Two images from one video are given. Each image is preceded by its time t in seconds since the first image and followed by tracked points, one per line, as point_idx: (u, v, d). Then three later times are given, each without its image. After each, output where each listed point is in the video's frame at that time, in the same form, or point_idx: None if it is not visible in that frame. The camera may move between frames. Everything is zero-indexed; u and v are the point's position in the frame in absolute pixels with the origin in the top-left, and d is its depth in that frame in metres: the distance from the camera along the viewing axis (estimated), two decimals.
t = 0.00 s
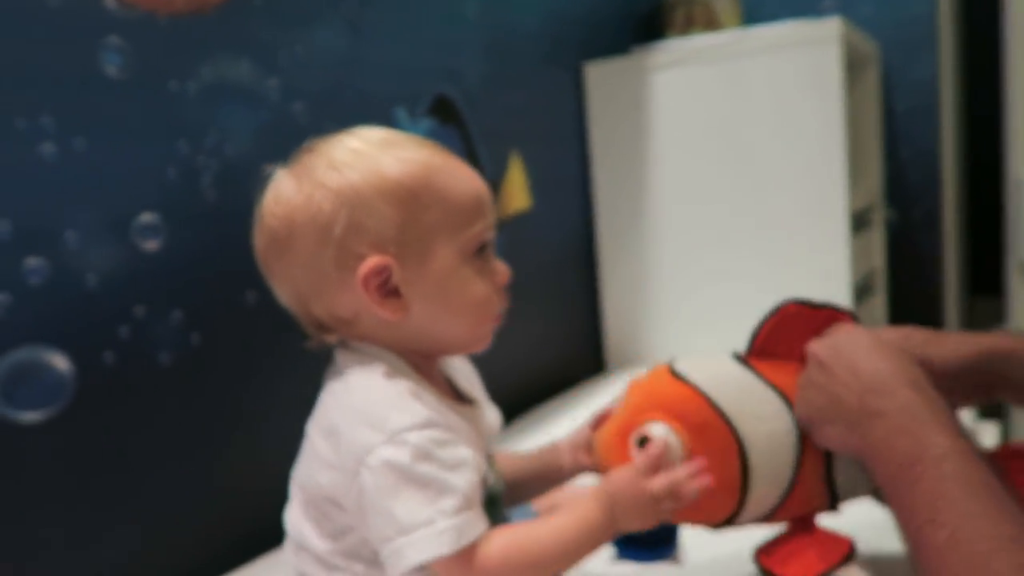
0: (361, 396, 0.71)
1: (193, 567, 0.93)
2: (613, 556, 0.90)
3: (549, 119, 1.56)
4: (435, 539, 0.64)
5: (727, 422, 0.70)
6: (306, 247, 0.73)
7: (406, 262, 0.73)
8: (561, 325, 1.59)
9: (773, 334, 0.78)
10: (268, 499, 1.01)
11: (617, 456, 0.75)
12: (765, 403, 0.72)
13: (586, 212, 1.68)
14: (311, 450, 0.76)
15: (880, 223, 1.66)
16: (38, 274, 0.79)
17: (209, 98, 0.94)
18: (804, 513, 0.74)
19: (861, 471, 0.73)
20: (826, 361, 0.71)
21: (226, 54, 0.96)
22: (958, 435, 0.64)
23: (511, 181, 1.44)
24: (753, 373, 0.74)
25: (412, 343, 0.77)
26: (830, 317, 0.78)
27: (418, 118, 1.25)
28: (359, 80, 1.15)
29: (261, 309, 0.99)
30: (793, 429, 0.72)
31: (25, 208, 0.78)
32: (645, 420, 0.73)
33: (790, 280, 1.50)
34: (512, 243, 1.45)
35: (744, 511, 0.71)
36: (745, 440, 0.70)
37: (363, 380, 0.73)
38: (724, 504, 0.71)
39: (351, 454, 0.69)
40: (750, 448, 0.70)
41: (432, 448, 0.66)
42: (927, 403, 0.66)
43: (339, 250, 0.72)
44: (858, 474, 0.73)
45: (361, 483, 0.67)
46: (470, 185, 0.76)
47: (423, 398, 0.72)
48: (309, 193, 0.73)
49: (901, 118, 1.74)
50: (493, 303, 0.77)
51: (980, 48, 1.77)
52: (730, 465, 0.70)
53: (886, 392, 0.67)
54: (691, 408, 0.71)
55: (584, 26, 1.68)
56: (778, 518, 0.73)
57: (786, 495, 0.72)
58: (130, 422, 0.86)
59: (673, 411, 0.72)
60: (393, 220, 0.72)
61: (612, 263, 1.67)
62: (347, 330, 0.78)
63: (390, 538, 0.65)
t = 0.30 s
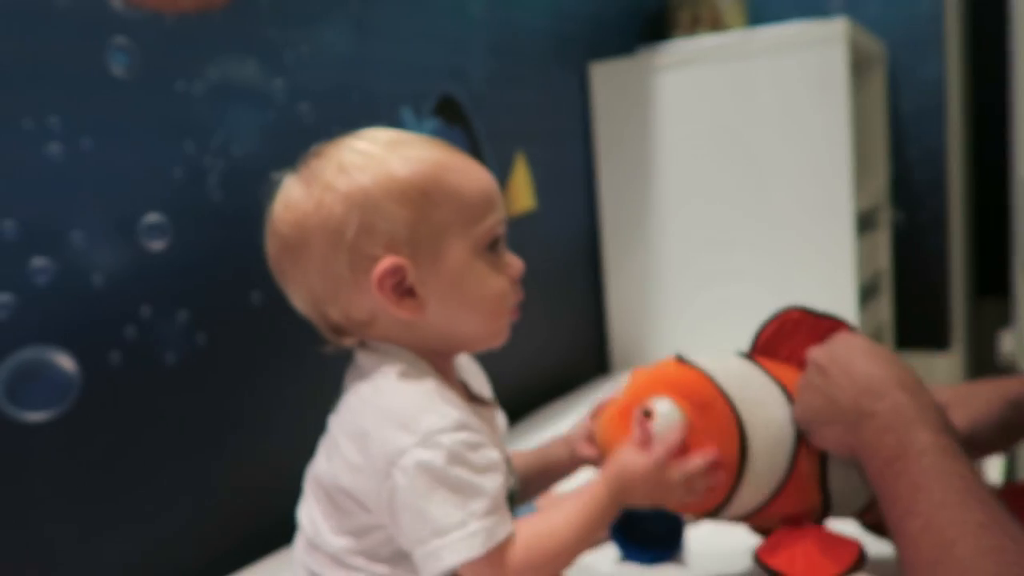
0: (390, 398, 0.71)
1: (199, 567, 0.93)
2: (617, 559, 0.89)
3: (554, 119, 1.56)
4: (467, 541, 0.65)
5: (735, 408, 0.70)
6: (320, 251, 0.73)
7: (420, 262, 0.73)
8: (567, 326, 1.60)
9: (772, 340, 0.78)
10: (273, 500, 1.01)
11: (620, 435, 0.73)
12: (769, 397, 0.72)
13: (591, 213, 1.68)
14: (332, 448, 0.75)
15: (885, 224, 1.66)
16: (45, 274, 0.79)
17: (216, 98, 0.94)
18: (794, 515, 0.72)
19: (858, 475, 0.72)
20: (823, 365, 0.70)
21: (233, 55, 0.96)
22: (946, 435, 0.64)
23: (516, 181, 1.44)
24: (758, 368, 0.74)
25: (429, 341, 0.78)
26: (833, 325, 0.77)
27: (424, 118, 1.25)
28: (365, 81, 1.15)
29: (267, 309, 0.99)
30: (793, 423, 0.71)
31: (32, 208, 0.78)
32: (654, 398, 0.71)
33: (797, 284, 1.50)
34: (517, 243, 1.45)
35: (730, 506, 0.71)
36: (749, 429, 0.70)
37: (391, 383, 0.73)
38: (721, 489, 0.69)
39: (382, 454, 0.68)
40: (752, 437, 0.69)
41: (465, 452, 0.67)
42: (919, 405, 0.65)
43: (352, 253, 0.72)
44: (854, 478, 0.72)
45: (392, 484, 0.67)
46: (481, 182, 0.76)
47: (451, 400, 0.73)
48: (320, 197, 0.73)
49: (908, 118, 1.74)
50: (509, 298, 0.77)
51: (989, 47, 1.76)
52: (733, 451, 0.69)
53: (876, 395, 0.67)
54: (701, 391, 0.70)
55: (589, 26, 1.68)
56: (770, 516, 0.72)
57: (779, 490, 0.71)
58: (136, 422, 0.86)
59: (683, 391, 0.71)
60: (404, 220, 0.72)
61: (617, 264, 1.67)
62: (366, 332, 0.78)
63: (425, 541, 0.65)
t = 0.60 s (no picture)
0: (406, 386, 0.72)
1: (200, 563, 0.92)
2: (617, 558, 0.89)
3: (558, 118, 1.56)
4: (499, 514, 0.67)
5: (721, 345, 0.70)
6: (331, 254, 0.73)
7: (433, 255, 0.73)
8: (569, 324, 1.60)
9: (776, 298, 0.77)
10: (274, 497, 1.01)
11: (608, 366, 0.74)
12: (759, 341, 0.71)
13: (594, 213, 1.68)
14: (348, 439, 0.76)
15: (889, 225, 1.67)
16: (47, 269, 0.79)
17: (220, 95, 0.94)
18: (768, 467, 0.72)
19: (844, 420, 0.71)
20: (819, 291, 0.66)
21: (237, 51, 0.96)
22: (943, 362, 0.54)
23: (519, 180, 1.44)
24: (752, 317, 0.74)
25: (442, 331, 0.78)
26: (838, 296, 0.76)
27: (427, 117, 1.25)
28: (370, 78, 1.15)
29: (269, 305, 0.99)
30: (778, 367, 0.70)
31: (35, 204, 0.78)
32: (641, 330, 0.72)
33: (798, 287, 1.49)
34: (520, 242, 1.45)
35: (707, 444, 0.70)
36: (733, 365, 0.69)
37: (405, 372, 0.73)
38: (700, 421, 0.69)
39: (404, 441, 0.70)
40: (734, 376, 0.69)
41: (485, 432, 0.69)
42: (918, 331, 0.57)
43: (365, 253, 0.72)
44: (836, 429, 0.71)
45: (418, 469, 0.68)
46: (479, 170, 0.76)
47: (464, 381, 0.74)
48: (325, 203, 0.73)
49: (912, 120, 1.74)
50: (514, 281, 0.79)
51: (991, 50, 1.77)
52: (713, 383, 0.69)
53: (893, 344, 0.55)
54: (690, 324, 0.71)
55: (594, 26, 1.68)
56: (745, 459, 0.71)
57: (757, 435, 0.70)
58: (138, 417, 0.86)
59: (671, 323, 0.72)
60: (413, 214, 0.72)
61: (620, 264, 1.67)
62: (380, 331, 0.78)
63: (456, 520, 0.68)
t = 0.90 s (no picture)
0: (377, 372, 0.72)
1: (198, 559, 0.92)
2: (615, 555, 0.89)
3: (560, 114, 1.56)
4: (486, 483, 0.67)
5: (737, 336, 0.72)
6: (301, 247, 0.73)
7: (401, 247, 0.73)
8: (569, 320, 1.60)
9: (789, 299, 0.80)
10: (272, 493, 1.01)
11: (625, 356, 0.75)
12: (773, 335, 0.73)
13: (595, 209, 1.68)
14: (328, 436, 0.76)
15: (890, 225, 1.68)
16: (47, 262, 0.79)
17: (221, 88, 0.94)
18: (785, 455, 0.73)
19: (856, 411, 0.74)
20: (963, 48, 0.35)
21: (238, 45, 0.96)
22: None
23: (520, 176, 1.44)
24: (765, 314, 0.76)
25: (415, 327, 0.78)
26: (849, 296, 0.79)
27: (429, 112, 1.24)
28: (371, 73, 1.15)
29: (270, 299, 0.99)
30: (792, 362, 0.72)
31: (38, 197, 0.78)
32: (660, 324, 0.74)
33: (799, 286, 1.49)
34: (520, 238, 1.45)
35: (722, 432, 0.72)
36: (748, 355, 0.71)
37: (373, 367, 0.73)
38: (716, 408, 0.71)
39: (382, 428, 0.70)
40: (751, 366, 0.71)
41: (460, 406, 0.69)
42: None
43: (334, 245, 0.72)
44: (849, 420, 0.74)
45: (399, 453, 0.69)
46: (450, 163, 0.76)
47: (439, 361, 0.74)
48: (294, 196, 0.73)
49: (914, 119, 1.74)
50: (489, 274, 0.78)
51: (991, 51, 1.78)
52: (730, 370, 0.71)
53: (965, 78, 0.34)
54: (705, 317, 0.73)
55: (596, 22, 1.68)
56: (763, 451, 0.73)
57: (773, 425, 0.72)
58: (137, 410, 0.86)
59: (689, 316, 0.73)
60: (382, 207, 0.72)
61: (619, 261, 1.66)
62: (352, 326, 0.78)
63: (444, 496, 0.67)
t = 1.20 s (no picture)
0: (385, 373, 0.73)
1: (199, 556, 0.93)
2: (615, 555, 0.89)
3: (563, 114, 1.56)
4: (491, 487, 0.68)
5: (740, 336, 0.71)
6: (317, 244, 0.73)
7: (417, 248, 0.73)
8: (571, 320, 1.60)
9: (784, 287, 0.80)
10: (274, 492, 1.01)
11: (629, 359, 0.75)
12: (777, 334, 0.73)
13: (598, 209, 1.68)
14: (334, 434, 0.76)
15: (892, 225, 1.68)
16: (51, 260, 0.79)
17: (224, 87, 0.94)
18: (791, 451, 0.74)
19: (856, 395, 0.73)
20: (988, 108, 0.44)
21: (242, 44, 0.96)
22: None
23: (522, 176, 1.44)
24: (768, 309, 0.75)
25: (427, 327, 0.78)
26: (844, 284, 0.79)
27: (432, 112, 1.25)
28: (374, 73, 1.15)
29: (272, 298, 0.99)
30: (795, 353, 0.72)
31: (41, 195, 0.78)
32: (663, 326, 0.74)
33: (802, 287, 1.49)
34: (522, 238, 1.45)
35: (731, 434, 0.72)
36: (754, 356, 0.71)
37: (383, 367, 0.73)
38: (725, 407, 0.71)
39: (388, 429, 0.70)
40: (757, 367, 0.71)
41: (466, 409, 0.70)
42: None
43: (349, 244, 0.72)
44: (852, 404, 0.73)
45: (404, 456, 0.69)
46: (467, 162, 0.76)
47: (445, 363, 0.74)
48: (312, 190, 0.73)
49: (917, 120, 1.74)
50: (500, 274, 0.79)
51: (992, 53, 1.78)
52: (736, 371, 0.70)
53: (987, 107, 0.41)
54: (706, 317, 0.73)
55: (599, 21, 1.68)
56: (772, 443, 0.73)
57: (781, 418, 0.72)
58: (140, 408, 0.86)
59: (692, 318, 0.73)
60: (399, 207, 0.72)
61: (622, 261, 1.67)
62: (365, 322, 0.78)
63: (450, 499, 0.68)
